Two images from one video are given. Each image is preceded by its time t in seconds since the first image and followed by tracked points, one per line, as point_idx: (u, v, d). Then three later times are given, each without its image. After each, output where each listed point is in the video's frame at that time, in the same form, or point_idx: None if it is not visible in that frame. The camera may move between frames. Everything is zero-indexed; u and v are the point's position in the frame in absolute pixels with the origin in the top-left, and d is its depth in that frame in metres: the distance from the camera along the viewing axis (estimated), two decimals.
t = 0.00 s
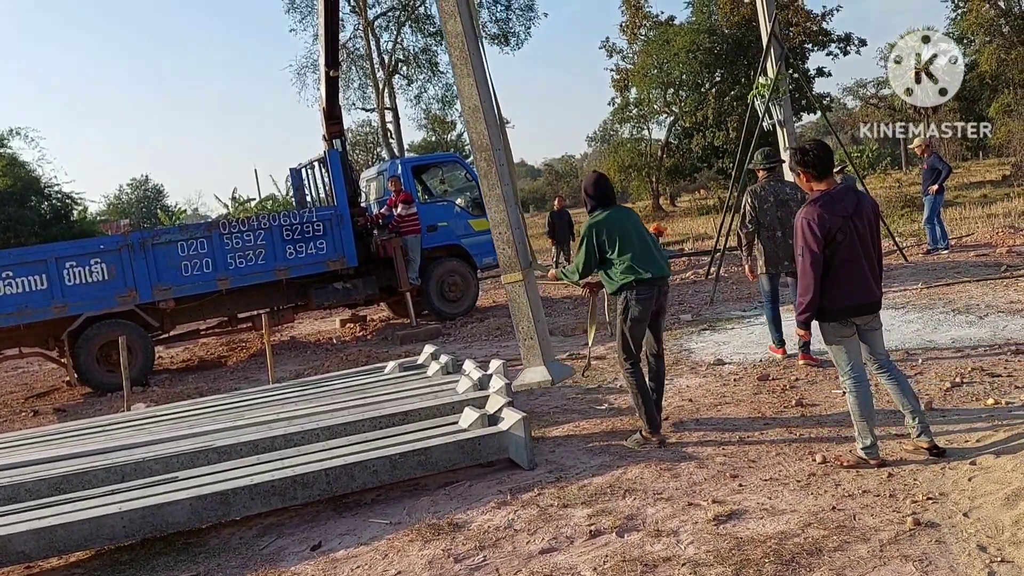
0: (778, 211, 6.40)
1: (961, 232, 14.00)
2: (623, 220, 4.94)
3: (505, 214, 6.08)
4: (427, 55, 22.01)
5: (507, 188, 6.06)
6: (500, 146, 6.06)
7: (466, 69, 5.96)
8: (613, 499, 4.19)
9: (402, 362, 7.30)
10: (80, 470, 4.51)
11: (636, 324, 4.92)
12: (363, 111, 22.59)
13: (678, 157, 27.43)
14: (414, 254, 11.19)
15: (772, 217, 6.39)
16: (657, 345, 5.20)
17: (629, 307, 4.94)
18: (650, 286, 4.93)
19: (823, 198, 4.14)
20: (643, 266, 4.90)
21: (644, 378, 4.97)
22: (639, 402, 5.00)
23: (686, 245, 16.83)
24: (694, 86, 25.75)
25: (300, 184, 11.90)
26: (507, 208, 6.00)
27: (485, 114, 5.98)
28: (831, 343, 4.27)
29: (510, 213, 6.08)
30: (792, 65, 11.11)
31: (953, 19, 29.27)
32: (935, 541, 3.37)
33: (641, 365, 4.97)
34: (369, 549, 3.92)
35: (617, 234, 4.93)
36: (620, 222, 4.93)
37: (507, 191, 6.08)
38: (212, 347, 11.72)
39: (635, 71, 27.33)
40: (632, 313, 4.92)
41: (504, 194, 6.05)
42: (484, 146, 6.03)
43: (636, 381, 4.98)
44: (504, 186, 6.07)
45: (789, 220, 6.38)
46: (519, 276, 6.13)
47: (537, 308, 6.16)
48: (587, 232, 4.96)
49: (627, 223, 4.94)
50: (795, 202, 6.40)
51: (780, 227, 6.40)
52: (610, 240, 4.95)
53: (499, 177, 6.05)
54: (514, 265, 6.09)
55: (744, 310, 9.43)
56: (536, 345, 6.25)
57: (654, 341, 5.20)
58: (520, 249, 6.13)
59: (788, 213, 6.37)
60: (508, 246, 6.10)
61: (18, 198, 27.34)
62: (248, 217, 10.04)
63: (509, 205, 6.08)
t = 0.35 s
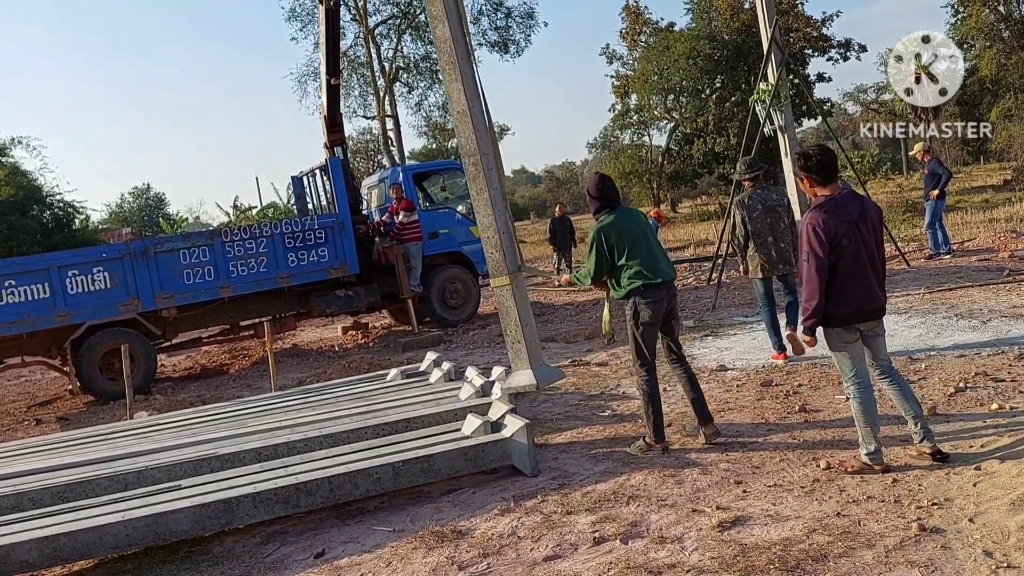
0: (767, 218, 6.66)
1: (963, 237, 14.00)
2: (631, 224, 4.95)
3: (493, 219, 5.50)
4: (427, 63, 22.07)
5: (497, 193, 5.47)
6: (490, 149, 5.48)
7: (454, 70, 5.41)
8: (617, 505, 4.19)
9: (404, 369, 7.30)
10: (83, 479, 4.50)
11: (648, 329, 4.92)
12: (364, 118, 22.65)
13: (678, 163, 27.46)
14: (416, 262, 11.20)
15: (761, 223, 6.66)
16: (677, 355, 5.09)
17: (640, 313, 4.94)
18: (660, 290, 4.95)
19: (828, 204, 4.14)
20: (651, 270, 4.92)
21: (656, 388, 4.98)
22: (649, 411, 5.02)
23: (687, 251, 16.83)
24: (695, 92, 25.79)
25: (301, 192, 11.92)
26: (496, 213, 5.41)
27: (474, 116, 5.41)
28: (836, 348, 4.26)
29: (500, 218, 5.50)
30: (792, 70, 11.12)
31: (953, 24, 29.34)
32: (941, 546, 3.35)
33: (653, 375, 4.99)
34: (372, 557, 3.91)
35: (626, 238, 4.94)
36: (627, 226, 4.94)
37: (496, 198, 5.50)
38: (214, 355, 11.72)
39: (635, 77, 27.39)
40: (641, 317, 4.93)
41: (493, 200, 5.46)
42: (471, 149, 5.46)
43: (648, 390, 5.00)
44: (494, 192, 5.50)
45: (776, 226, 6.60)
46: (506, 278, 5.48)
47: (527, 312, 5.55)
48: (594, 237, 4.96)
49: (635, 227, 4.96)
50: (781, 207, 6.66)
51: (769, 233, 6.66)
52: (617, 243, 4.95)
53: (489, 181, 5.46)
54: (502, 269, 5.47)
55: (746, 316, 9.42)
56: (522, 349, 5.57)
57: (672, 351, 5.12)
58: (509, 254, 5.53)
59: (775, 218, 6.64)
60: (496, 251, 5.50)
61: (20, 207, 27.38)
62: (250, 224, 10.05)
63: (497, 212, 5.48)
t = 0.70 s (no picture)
0: (762, 227, 7.19)
1: (970, 243, 13.96)
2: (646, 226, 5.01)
3: (487, 220, 5.64)
4: (432, 70, 22.14)
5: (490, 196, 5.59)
6: (484, 151, 5.60)
7: (449, 74, 5.55)
8: (623, 512, 4.18)
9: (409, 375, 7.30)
10: (89, 485, 4.51)
11: (659, 334, 4.95)
12: (369, 126, 22.73)
13: (683, 170, 27.48)
14: (421, 269, 11.21)
15: (756, 229, 7.19)
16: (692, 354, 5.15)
17: (650, 317, 4.97)
18: (671, 296, 4.97)
19: (832, 210, 4.14)
20: (664, 276, 4.93)
21: (668, 391, 4.99)
22: (658, 415, 5.02)
23: (692, 257, 16.81)
24: (699, 98, 25.82)
25: (307, 199, 11.95)
26: (488, 214, 5.54)
27: (469, 120, 5.56)
28: (842, 355, 4.25)
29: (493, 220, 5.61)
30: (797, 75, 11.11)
31: (958, 30, 29.34)
32: (948, 553, 3.34)
33: (665, 379, 4.99)
34: (377, 563, 3.91)
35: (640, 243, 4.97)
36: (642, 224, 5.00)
37: (490, 198, 5.64)
38: (220, 361, 11.74)
39: (640, 84, 27.44)
40: (651, 321, 4.96)
41: (487, 200, 5.61)
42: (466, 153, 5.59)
43: (658, 393, 5.00)
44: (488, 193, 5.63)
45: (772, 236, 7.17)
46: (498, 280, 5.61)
47: (520, 314, 5.69)
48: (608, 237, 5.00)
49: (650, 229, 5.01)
50: (777, 219, 7.18)
51: (761, 240, 7.17)
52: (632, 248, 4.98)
53: (482, 184, 5.60)
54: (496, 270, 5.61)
55: (751, 322, 9.41)
56: (514, 350, 5.75)
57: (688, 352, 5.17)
58: (501, 256, 5.65)
59: (770, 228, 7.16)
60: (489, 251, 5.66)
61: (27, 215, 27.51)
62: (255, 231, 10.08)
63: (491, 212, 5.62)
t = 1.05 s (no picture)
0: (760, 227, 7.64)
1: (977, 244, 13.92)
2: (692, 270, 4.98)
3: (490, 220, 6.44)
4: (437, 74, 22.18)
5: (493, 195, 6.39)
6: (486, 155, 6.41)
7: (457, 87, 6.37)
8: (630, 515, 4.17)
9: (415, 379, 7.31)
10: (98, 489, 4.52)
11: (674, 331, 4.96)
12: (374, 130, 22.78)
13: (688, 173, 27.46)
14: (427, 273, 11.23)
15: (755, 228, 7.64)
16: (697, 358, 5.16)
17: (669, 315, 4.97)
18: (693, 294, 4.99)
19: (838, 211, 4.14)
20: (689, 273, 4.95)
21: (673, 385, 4.99)
22: (664, 409, 5.01)
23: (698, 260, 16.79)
24: (705, 101, 25.81)
25: (313, 203, 11.98)
26: (491, 214, 6.34)
27: (475, 127, 6.35)
28: (848, 356, 4.24)
29: (496, 220, 6.43)
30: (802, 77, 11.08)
31: (964, 32, 29.29)
32: (958, 555, 3.32)
33: (669, 373, 5.00)
34: (385, 567, 3.91)
35: (677, 252, 4.97)
36: (687, 257, 4.99)
37: (493, 198, 6.44)
38: (226, 366, 11.78)
39: (645, 87, 27.44)
40: (667, 317, 4.97)
41: (489, 201, 6.43)
42: (470, 155, 6.37)
43: (664, 387, 4.99)
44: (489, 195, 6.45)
45: (768, 235, 7.60)
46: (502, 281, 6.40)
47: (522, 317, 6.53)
48: (642, 232, 4.99)
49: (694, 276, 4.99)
50: (774, 218, 7.65)
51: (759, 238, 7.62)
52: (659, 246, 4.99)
53: (485, 185, 6.41)
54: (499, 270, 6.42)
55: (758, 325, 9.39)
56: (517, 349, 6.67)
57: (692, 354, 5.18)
58: (504, 253, 6.44)
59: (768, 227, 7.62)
60: (492, 247, 6.46)
61: (34, 220, 27.62)
62: (262, 236, 10.11)
63: (493, 211, 6.42)
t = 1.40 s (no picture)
0: (752, 228, 7.83)
1: (983, 243, 13.88)
2: (698, 268, 5.01)
3: (498, 214, 5.47)
4: (441, 75, 22.20)
5: (501, 188, 5.43)
6: (495, 145, 5.43)
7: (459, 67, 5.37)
8: (635, 515, 4.17)
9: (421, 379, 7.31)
10: (104, 491, 4.54)
11: (681, 330, 5.01)
12: (379, 131, 22.80)
13: (694, 173, 27.45)
14: (432, 274, 11.23)
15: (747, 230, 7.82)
16: (705, 358, 5.16)
17: (676, 314, 5.00)
18: (698, 292, 5.01)
19: (845, 209, 4.12)
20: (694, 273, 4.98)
21: (686, 384, 5.05)
22: (677, 408, 5.09)
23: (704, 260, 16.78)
24: (710, 101, 25.78)
25: (318, 205, 12.00)
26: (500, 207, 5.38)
27: (480, 112, 5.35)
28: (854, 355, 4.23)
29: (504, 213, 5.47)
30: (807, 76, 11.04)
31: (970, 30, 29.20)
32: (964, 556, 3.31)
33: (684, 372, 5.07)
34: (390, 567, 3.92)
35: (685, 251, 5.01)
36: (693, 256, 5.02)
37: (500, 190, 5.48)
38: (232, 367, 11.80)
39: (650, 87, 27.41)
40: (675, 316, 5.00)
41: (498, 193, 5.45)
42: (477, 144, 5.43)
43: (677, 386, 5.07)
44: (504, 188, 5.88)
45: (761, 234, 7.79)
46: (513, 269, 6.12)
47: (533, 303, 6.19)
48: (651, 229, 4.97)
49: (700, 273, 5.02)
50: (764, 219, 7.84)
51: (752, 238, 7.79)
52: (666, 246, 5.01)
53: (493, 176, 5.42)
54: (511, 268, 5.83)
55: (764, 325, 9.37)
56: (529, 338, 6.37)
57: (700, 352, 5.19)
58: (514, 247, 5.51)
59: (758, 228, 7.81)
60: (501, 243, 5.49)
61: (40, 223, 27.73)
62: (267, 237, 10.13)
63: (502, 204, 5.45)
